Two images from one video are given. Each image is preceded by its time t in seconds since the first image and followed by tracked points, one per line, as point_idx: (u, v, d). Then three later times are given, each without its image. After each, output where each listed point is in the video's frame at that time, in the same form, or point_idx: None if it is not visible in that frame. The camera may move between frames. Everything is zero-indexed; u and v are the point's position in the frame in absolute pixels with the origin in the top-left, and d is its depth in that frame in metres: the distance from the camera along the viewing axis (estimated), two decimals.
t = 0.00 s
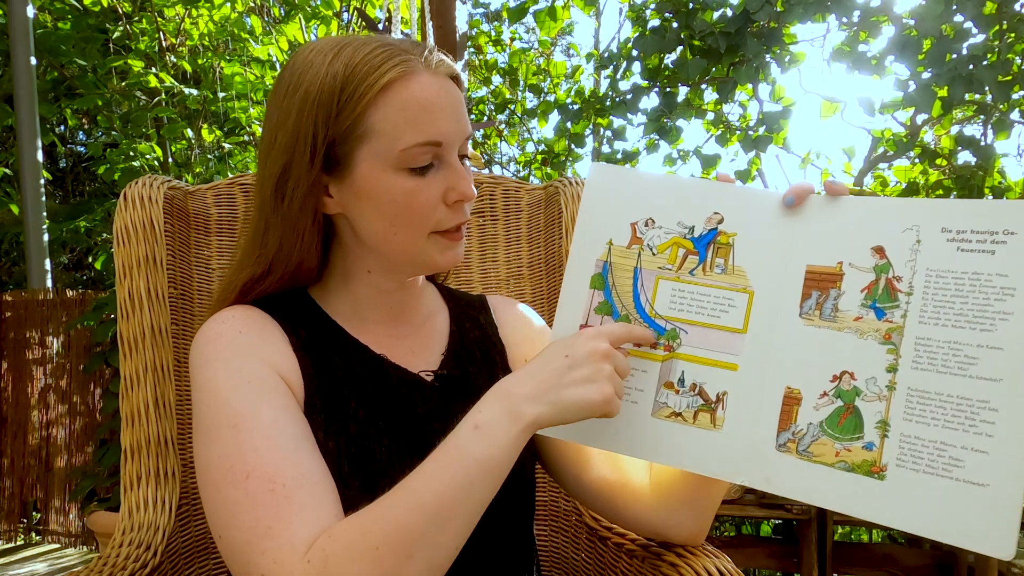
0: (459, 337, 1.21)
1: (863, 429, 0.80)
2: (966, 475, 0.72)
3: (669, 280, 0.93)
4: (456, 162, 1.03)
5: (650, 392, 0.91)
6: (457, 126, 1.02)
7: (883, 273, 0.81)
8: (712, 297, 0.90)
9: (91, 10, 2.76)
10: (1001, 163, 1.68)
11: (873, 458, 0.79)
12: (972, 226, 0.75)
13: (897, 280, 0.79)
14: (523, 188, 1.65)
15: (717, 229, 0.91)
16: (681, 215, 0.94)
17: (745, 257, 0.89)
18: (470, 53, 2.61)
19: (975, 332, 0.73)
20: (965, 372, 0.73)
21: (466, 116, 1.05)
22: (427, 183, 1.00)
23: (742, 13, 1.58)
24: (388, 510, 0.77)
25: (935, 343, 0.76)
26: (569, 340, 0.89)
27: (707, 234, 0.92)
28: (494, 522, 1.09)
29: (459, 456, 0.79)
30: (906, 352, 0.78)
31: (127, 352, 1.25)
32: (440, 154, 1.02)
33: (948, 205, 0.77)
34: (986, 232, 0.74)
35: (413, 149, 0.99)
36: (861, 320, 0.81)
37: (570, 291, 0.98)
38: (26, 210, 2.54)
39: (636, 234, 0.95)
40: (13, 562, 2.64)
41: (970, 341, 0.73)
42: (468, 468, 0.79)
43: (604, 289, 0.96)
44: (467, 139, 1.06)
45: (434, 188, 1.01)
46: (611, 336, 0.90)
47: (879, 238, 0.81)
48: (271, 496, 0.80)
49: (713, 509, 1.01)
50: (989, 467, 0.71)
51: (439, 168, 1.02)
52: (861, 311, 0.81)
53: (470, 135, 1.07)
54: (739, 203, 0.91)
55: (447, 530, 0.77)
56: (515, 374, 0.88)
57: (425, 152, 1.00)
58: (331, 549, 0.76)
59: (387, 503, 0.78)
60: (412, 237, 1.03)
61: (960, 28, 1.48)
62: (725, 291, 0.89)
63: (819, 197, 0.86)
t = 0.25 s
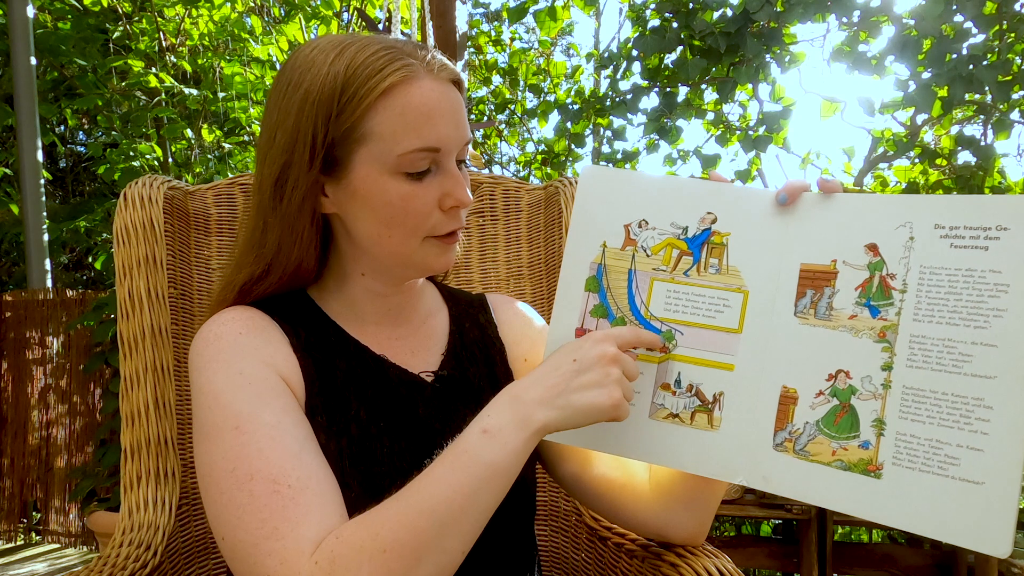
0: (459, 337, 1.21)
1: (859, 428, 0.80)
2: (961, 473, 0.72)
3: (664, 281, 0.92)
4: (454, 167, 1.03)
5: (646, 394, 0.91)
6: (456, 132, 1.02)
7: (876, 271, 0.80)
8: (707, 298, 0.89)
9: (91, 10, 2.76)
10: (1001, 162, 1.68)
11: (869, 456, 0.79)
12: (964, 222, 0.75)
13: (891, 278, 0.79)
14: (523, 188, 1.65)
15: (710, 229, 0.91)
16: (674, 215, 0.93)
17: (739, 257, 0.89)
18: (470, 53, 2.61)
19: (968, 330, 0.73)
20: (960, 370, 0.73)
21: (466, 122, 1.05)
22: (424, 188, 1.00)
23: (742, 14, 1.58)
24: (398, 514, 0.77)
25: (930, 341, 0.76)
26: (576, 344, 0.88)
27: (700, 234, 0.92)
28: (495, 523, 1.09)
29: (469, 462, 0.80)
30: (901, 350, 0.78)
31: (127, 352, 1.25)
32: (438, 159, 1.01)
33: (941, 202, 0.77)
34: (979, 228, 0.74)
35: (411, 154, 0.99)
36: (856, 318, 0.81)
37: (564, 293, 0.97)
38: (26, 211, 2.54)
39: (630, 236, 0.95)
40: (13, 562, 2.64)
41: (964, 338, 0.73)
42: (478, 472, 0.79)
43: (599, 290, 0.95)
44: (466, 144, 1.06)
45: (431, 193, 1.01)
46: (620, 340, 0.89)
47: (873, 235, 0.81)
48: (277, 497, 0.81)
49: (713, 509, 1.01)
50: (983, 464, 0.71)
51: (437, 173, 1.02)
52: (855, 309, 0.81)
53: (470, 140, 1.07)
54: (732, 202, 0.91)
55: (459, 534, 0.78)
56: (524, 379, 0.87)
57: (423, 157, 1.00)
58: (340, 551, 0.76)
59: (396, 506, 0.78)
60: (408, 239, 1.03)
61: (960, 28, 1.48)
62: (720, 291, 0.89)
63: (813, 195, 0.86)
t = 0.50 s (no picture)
0: (458, 336, 1.21)
1: (857, 427, 0.80)
2: (958, 471, 0.72)
3: (660, 282, 0.93)
4: (452, 171, 1.03)
5: (645, 395, 0.92)
6: (455, 136, 1.02)
7: (872, 269, 0.80)
8: (703, 298, 0.90)
9: (91, 10, 2.76)
10: (1001, 163, 1.68)
11: (867, 455, 0.78)
12: (960, 219, 0.74)
13: (887, 276, 0.79)
14: (523, 188, 1.65)
15: (706, 229, 0.91)
16: (669, 216, 0.93)
17: (736, 257, 0.89)
18: (470, 53, 2.61)
19: (964, 328, 0.72)
20: (956, 367, 0.72)
21: (466, 126, 1.04)
22: (421, 191, 1.00)
23: (742, 14, 1.58)
24: (392, 503, 0.77)
25: (926, 339, 0.75)
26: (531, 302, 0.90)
27: (696, 234, 0.92)
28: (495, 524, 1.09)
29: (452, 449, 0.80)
30: (897, 349, 0.77)
31: (127, 352, 1.25)
32: (436, 163, 1.01)
33: (936, 200, 0.77)
34: (974, 225, 0.73)
35: (409, 157, 0.99)
36: (852, 317, 0.81)
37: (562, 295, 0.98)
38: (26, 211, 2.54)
39: (625, 237, 0.95)
40: (13, 562, 2.64)
41: (959, 336, 0.73)
42: (467, 445, 0.80)
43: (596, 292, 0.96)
44: (465, 149, 1.05)
45: (427, 196, 1.00)
46: (568, 287, 0.92)
47: (868, 233, 0.81)
48: (280, 487, 0.80)
49: (713, 509, 1.01)
50: (980, 462, 0.70)
51: (434, 176, 1.01)
52: (851, 308, 0.81)
53: (469, 145, 1.07)
54: (728, 201, 0.91)
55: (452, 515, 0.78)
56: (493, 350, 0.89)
57: (421, 161, 1.00)
58: (337, 544, 0.76)
59: (388, 490, 0.78)
60: (402, 239, 1.02)
61: (960, 27, 1.48)
62: (716, 291, 0.89)
63: (808, 193, 0.86)
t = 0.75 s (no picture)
0: (458, 336, 1.21)
1: (854, 424, 0.79)
2: (956, 467, 0.72)
3: (658, 282, 0.93)
4: (452, 172, 1.03)
5: (643, 394, 0.91)
6: (455, 137, 1.02)
7: (868, 266, 0.80)
8: (700, 298, 0.90)
9: (91, 10, 2.76)
10: (1001, 162, 1.68)
11: (865, 452, 0.78)
12: (954, 215, 0.74)
13: (883, 273, 0.79)
14: (523, 188, 1.65)
15: (702, 229, 0.91)
16: (666, 216, 0.94)
17: (732, 257, 0.89)
18: (470, 53, 2.61)
19: (961, 324, 0.72)
20: (953, 363, 0.72)
21: (465, 127, 1.05)
22: (421, 191, 1.00)
23: (742, 14, 1.58)
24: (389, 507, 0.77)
25: (922, 335, 0.75)
26: (545, 334, 0.88)
27: (692, 234, 0.92)
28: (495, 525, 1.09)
29: (454, 461, 0.80)
30: (894, 345, 0.77)
31: (127, 352, 1.25)
32: (436, 163, 1.01)
33: (931, 197, 0.76)
34: (968, 221, 0.73)
35: (409, 158, 0.99)
36: (849, 314, 0.81)
37: (560, 296, 0.98)
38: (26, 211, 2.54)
39: (623, 238, 0.96)
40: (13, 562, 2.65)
41: (956, 332, 0.72)
42: (465, 454, 0.80)
43: (594, 293, 0.96)
44: (464, 149, 1.05)
45: (427, 197, 1.00)
46: (584, 320, 0.91)
47: (864, 231, 0.81)
48: (268, 499, 0.80)
49: (714, 509, 1.01)
50: (977, 458, 0.70)
51: (434, 176, 1.01)
52: (848, 305, 0.81)
53: (468, 146, 1.07)
54: (725, 202, 0.91)
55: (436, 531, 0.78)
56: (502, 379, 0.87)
57: (420, 161, 1.00)
58: (332, 550, 0.76)
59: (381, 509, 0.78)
60: (402, 240, 1.02)
61: (960, 28, 1.48)
62: (713, 291, 0.89)
63: (803, 192, 0.86)
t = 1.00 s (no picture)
0: (459, 335, 1.21)
1: (851, 423, 0.79)
2: (952, 465, 0.72)
3: (654, 282, 0.93)
4: (451, 170, 1.03)
5: (641, 394, 0.92)
6: (453, 135, 1.02)
7: (864, 264, 0.80)
8: (696, 298, 0.90)
9: (91, 10, 2.76)
10: (1001, 162, 1.68)
11: (862, 450, 0.78)
12: (949, 213, 0.74)
13: (878, 271, 0.79)
14: (523, 188, 1.65)
15: (699, 229, 0.91)
16: (662, 216, 0.94)
17: (729, 256, 0.89)
18: (470, 53, 2.61)
19: (956, 322, 0.72)
20: (949, 361, 0.72)
21: (464, 125, 1.05)
22: (419, 190, 1.00)
23: (742, 14, 1.58)
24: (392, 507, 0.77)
25: (917, 333, 0.75)
26: (573, 349, 0.88)
27: (688, 234, 0.92)
28: (495, 525, 1.09)
29: (475, 466, 0.80)
30: (889, 344, 0.77)
31: (127, 352, 1.25)
32: (435, 162, 1.01)
33: (925, 195, 0.77)
34: (963, 218, 0.73)
35: (408, 156, 0.99)
36: (845, 313, 0.81)
37: (556, 297, 0.98)
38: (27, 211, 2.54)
39: (619, 239, 0.96)
40: (13, 562, 2.64)
41: (950, 330, 0.72)
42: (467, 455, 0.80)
43: (590, 294, 0.96)
44: (463, 148, 1.05)
45: (426, 196, 1.00)
46: (614, 339, 0.89)
47: (859, 229, 0.81)
48: (275, 496, 0.80)
49: (713, 509, 1.01)
50: (973, 456, 0.70)
51: (433, 175, 1.01)
52: (843, 304, 0.81)
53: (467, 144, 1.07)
54: (721, 202, 0.91)
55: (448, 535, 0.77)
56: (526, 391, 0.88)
57: (419, 160, 1.00)
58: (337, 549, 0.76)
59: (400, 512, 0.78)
60: (401, 239, 1.02)
61: (960, 28, 1.48)
62: (709, 290, 0.89)
63: (798, 191, 0.86)
